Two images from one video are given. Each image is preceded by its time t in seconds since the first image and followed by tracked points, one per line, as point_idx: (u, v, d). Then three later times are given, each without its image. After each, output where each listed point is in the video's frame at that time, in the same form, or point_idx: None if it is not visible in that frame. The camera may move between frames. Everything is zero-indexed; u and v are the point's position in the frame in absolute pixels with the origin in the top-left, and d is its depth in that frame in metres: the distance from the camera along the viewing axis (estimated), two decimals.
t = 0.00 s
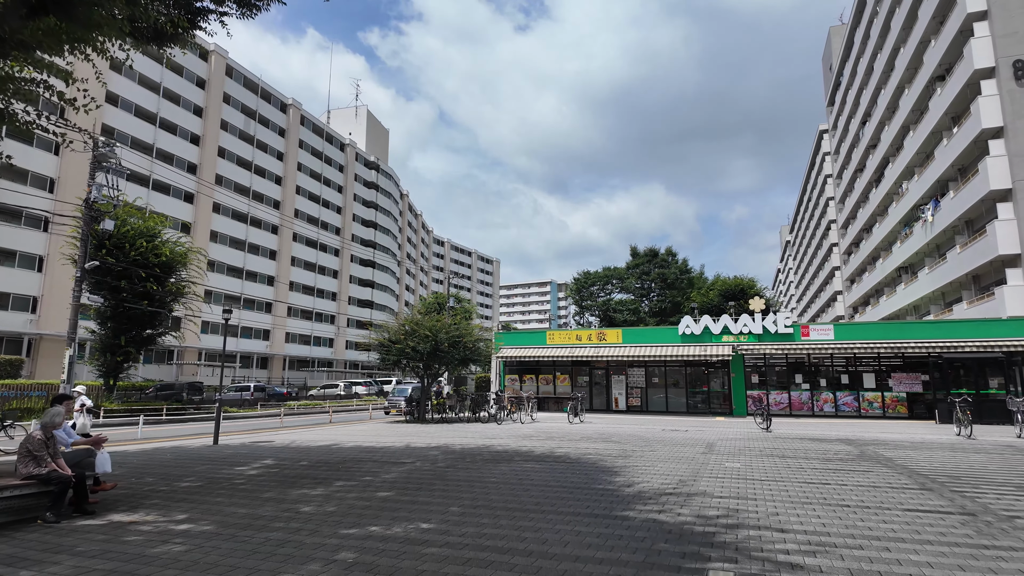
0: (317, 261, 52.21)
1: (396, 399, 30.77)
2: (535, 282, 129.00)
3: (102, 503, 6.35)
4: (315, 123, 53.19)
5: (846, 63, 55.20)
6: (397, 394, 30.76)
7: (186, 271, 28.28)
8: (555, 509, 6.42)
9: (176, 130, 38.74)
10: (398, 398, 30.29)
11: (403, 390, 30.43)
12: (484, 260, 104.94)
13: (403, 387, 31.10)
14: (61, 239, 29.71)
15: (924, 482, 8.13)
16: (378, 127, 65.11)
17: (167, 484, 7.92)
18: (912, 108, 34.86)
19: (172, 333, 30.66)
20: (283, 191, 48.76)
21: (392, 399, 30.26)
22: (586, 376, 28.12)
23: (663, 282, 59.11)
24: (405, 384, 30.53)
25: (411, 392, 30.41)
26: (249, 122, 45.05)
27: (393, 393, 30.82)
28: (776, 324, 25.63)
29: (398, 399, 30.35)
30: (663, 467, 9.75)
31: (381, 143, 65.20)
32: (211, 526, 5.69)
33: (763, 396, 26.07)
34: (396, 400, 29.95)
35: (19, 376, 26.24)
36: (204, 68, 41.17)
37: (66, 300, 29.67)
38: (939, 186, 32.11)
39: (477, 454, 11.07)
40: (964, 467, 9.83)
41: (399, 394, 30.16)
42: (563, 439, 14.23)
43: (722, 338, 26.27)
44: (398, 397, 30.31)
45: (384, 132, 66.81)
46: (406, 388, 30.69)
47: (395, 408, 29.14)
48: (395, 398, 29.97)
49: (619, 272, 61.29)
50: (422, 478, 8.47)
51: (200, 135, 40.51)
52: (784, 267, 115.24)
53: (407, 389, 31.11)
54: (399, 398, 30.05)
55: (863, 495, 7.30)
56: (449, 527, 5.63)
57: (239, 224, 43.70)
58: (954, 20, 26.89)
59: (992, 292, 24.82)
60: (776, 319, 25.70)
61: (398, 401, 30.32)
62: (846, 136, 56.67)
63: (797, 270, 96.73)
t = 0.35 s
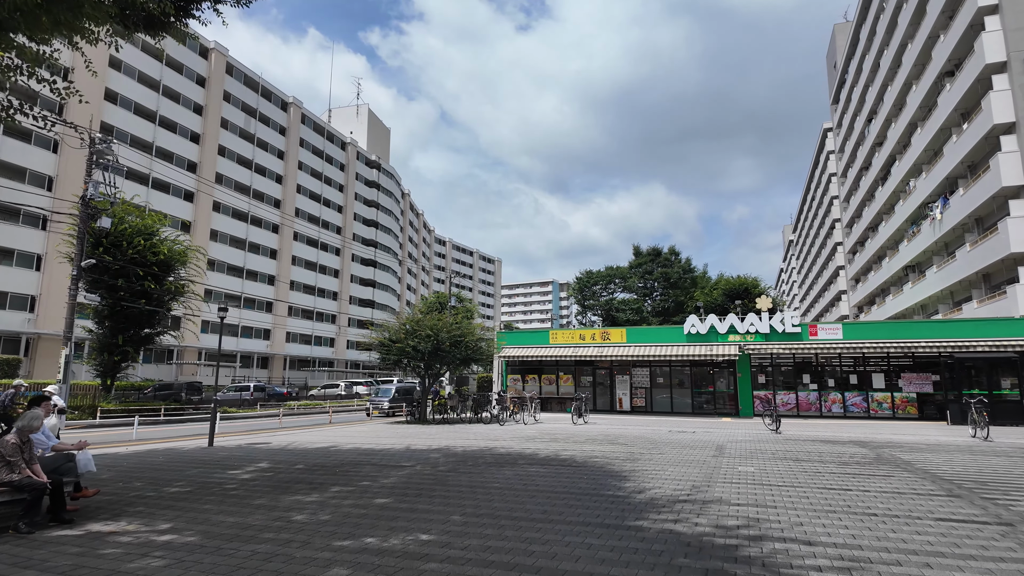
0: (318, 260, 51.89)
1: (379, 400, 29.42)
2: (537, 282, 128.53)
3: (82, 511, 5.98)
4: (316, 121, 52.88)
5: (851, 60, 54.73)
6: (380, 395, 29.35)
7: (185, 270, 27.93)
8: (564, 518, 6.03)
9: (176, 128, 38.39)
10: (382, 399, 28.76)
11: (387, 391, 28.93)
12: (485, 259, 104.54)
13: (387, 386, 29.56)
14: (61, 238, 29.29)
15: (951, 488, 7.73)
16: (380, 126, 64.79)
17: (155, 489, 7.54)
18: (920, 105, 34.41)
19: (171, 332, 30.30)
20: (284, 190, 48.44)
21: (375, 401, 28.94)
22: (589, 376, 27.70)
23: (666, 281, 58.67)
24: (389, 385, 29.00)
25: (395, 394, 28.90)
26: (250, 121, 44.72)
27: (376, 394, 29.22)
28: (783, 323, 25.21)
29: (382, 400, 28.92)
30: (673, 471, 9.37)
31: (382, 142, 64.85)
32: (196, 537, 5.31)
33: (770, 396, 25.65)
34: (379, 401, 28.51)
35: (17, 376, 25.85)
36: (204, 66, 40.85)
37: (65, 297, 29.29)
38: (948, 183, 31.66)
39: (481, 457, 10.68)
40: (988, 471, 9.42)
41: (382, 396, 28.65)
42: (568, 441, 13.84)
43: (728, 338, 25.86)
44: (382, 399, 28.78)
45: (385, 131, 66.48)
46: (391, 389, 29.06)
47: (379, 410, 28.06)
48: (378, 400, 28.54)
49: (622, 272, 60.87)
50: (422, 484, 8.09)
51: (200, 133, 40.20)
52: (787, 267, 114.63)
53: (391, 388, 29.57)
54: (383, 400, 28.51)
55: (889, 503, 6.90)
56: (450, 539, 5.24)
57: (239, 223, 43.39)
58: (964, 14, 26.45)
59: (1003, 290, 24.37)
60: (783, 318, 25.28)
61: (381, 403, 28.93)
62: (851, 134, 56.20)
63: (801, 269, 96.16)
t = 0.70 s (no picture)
0: (322, 260, 51.67)
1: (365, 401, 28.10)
2: (541, 282, 128.14)
3: (63, 519, 5.62)
4: (320, 120, 52.67)
5: (860, 57, 54.18)
6: (365, 396, 27.96)
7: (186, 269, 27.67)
8: (579, 528, 5.62)
9: (178, 127, 38.12)
10: (367, 401, 27.34)
11: (371, 392, 27.53)
12: (489, 259, 104.30)
13: (373, 388, 28.12)
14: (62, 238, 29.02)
15: (987, 495, 7.29)
16: (383, 125, 64.53)
17: (144, 494, 7.17)
18: (931, 100, 33.90)
19: (173, 332, 30.03)
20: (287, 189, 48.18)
21: (360, 402, 27.66)
22: (595, 376, 27.24)
23: (672, 281, 58.15)
24: (375, 387, 27.55)
25: (381, 395, 27.51)
26: (253, 120, 44.51)
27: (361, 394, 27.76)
28: (794, 322, 24.73)
29: (366, 401, 27.53)
30: (689, 476, 8.96)
31: (386, 141, 64.56)
32: (182, 549, 4.92)
33: (781, 397, 25.19)
34: (364, 403, 27.15)
35: (18, 376, 25.56)
36: (206, 64, 40.63)
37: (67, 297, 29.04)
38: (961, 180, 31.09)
39: (487, 460, 10.29)
40: (1020, 476, 8.97)
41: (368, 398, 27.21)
42: (576, 443, 13.42)
43: (737, 337, 25.41)
44: (366, 400, 27.35)
45: (389, 130, 66.24)
46: (376, 390, 27.57)
47: (364, 412, 26.89)
48: (363, 402, 27.18)
49: (627, 271, 60.39)
50: (427, 489, 7.68)
51: (203, 132, 39.95)
52: (793, 266, 113.75)
53: (378, 389, 28.14)
54: (368, 403, 27.09)
55: (924, 513, 6.46)
56: (455, 552, 4.85)
57: (243, 223, 43.15)
58: (978, 7, 25.96)
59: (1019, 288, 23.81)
60: (793, 317, 24.79)
61: (367, 404, 27.55)
62: (859, 131, 55.62)
63: (807, 269, 95.45)
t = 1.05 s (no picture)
0: (341, 261, 51.84)
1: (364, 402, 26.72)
2: (558, 282, 127.46)
3: (70, 525, 5.40)
4: (338, 121, 52.87)
5: (886, 48, 52.75)
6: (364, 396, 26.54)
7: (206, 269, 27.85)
8: (612, 541, 5.21)
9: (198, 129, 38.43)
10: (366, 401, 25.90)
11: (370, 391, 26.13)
12: (506, 259, 104.03)
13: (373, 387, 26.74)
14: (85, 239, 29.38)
15: None
16: (400, 126, 64.61)
17: (156, 499, 6.91)
18: (963, 91, 32.72)
19: (194, 333, 30.15)
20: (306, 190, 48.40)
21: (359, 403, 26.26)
22: (616, 377, 26.67)
23: (692, 279, 57.17)
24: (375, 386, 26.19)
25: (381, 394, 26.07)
26: (272, 121, 44.79)
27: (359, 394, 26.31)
28: (823, 320, 23.93)
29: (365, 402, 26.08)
30: (724, 481, 8.47)
31: (403, 142, 64.63)
32: (189, 561, 4.61)
33: (810, 397, 24.41)
34: (363, 403, 25.73)
35: (42, 376, 25.79)
36: (225, 66, 40.94)
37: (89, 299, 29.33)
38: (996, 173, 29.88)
39: (510, 463, 9.89)
40: None
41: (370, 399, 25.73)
42: (600, 446, 12.96)
43: (764, 336, 24.69)
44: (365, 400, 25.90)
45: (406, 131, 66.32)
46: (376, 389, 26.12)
47: (364, 412, 25.47)
48: (362, 402, 25.73)
49: (646, 270, 59.55)
50: (449, 494, 7.31)
51: (223, 134, 40.24)
52: (816, 264, 111.58)
53: (378, 387, 26.72)
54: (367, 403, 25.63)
55: (990, 525, 5.91)
56: (481, 566, 4.47)
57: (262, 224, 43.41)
58: None
59: None
60: (823, 316, 23.99)
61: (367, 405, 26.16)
62: (886, 125, 54.09)
63: (830, 267, 93.43)
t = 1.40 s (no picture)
0: (361, 261, 52.03)
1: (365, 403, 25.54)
2: (578, 282, 126.65)
3: (76, 534, 5.18)
4: (358, 123, 53.11)
5: (917, 37, 51.05)
6: (366, 398, 25.33)
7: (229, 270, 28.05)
8: (649, 558, 4.78)
9: (221, 132, 38.83)
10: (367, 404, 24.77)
11: (371, 394, 24.96)
12: (526, 259, 103.70)
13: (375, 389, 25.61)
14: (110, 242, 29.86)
15: None
16: (419, 126, 64.65)
17: (169, 505, 6.66)
18: (1001, 80, 31.37)
19: (217, 334, 30.33)
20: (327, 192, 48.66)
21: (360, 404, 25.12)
22: (640, 378, 26.03)
23: (716, 278, 56.09)
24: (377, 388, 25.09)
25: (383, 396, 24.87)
26: (292, 124, 45.13)
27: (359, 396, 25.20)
28: (857, 319, 23.03)
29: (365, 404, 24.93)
30: (764, 489, 7.94)
31: (422, 142, 64.69)
32: None
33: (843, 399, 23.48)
34: (364, 405, 24.59)
35: (71, 377, 26.20)
36: (247, 69, 41.35)
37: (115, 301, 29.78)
38: None
39: (536, 468, 9.49)
40: None
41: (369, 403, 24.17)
42: (628, 449, 12.47)
43: (794, 335, 23.86)
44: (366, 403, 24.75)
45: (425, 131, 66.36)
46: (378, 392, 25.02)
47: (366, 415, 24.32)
48: (363, 404, 24.58)
49: (669, 268, 58.60)
50: (472, 501, 6.93)
51: (245, 136, 40.62)
52: (843, 262, 108.93)
53: (379, 389, 25.73)
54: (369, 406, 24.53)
55: None
56: None
57: (284, 225, 43.70)
58: None
59: None
60: (857, 314, 23.08)
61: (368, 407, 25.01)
62: (917, 117, 52.36)
63: (858, 264, 91.06)
